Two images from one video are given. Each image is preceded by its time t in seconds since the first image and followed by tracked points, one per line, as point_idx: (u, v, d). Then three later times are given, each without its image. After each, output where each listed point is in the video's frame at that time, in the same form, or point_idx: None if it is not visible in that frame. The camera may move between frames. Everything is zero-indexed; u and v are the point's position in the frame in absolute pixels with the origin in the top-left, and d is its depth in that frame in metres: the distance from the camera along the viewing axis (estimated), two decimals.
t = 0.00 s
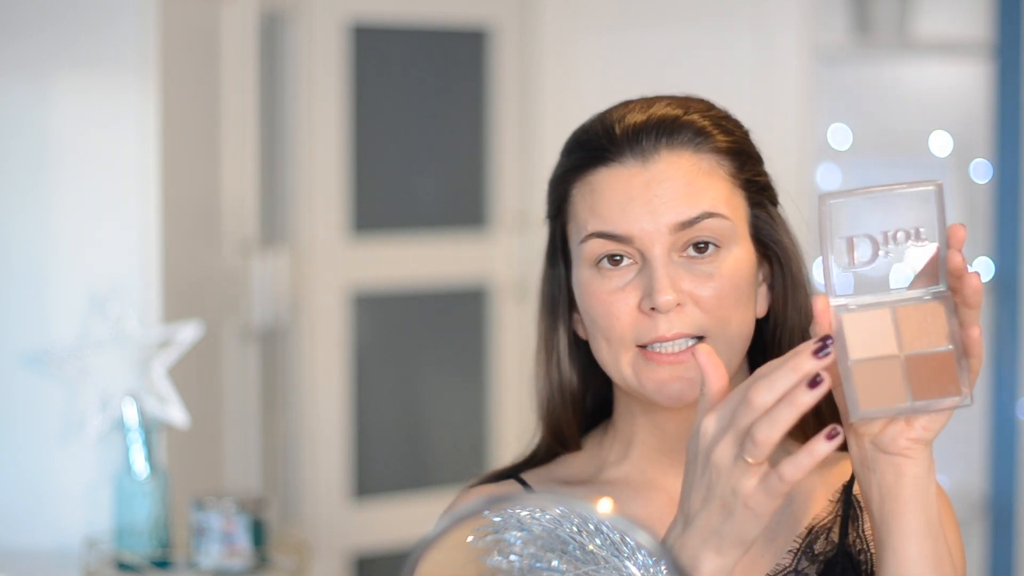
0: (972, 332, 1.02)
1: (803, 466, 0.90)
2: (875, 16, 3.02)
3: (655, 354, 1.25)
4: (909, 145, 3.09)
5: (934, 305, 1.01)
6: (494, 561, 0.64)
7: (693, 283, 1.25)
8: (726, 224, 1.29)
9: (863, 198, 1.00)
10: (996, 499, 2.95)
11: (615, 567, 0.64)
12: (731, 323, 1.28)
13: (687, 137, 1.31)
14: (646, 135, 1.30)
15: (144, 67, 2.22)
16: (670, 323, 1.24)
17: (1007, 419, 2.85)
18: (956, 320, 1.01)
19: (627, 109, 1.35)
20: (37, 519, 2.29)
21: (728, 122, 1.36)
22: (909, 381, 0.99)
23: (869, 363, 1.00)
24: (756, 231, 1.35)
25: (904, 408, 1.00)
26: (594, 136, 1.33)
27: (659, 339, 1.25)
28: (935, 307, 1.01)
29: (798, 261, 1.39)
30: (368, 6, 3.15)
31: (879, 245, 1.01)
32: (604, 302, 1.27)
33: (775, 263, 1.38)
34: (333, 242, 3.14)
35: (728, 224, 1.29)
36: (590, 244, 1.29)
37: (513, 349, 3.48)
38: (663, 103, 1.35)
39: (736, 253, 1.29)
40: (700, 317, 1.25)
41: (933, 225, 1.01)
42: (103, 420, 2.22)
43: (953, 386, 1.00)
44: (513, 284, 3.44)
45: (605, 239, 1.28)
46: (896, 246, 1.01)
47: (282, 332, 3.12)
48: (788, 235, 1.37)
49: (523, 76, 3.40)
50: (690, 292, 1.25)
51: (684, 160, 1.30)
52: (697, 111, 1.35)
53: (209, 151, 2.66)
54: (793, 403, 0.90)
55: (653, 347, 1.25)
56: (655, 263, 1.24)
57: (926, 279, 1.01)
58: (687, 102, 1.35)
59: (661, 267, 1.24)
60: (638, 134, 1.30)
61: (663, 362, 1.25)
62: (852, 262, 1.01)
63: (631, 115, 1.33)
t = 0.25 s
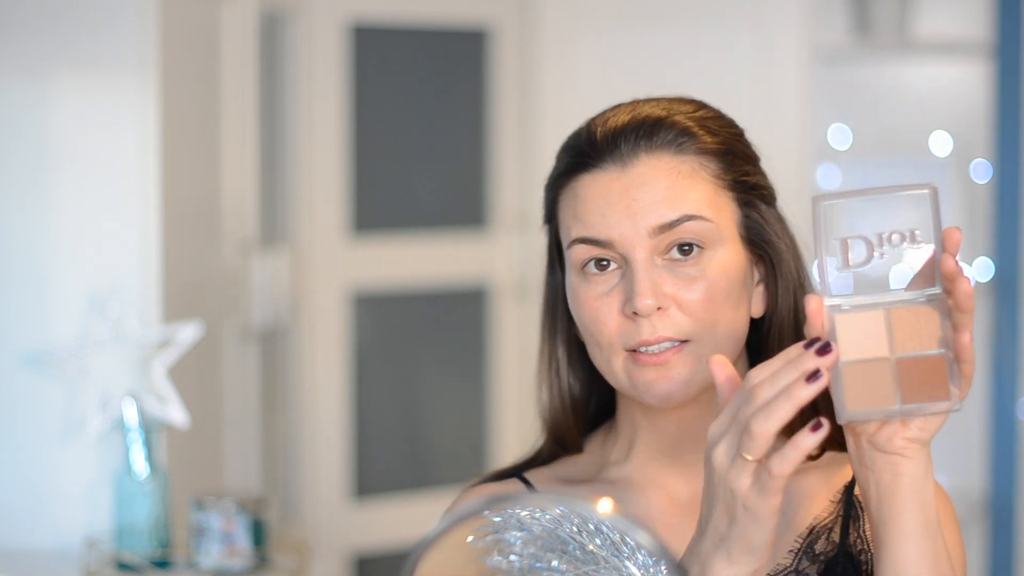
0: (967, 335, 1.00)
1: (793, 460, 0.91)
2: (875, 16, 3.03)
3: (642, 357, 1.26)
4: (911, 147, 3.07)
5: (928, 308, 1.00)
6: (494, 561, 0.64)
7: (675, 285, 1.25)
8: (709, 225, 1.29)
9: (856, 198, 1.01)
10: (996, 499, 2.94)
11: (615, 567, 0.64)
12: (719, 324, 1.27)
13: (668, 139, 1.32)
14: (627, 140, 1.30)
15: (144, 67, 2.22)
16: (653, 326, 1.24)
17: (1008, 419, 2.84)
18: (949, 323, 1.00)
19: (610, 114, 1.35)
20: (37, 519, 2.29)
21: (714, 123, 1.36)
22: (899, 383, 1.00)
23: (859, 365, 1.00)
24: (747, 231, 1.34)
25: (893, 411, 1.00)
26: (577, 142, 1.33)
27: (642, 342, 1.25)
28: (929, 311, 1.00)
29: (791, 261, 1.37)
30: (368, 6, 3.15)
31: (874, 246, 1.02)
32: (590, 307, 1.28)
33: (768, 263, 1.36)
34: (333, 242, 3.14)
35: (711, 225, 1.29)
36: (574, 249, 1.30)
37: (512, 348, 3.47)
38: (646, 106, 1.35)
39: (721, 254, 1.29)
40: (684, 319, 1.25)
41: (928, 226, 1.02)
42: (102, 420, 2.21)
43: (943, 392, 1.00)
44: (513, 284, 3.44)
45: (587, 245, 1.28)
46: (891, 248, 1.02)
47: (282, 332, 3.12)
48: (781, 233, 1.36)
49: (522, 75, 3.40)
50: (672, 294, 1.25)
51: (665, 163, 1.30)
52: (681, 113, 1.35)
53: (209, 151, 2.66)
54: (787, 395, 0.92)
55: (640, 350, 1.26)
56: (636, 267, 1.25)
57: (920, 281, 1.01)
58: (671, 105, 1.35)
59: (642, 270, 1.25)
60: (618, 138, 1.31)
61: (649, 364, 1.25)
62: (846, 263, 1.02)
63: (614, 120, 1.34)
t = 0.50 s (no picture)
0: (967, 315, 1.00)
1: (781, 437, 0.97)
2: (876, 16, 3.03)
3: (640, 359, 1.26)
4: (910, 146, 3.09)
5: (931, 288, 1.03)
6: (494, 562, 0.64)
7: (672, 286, 1.25)
8: (705, 226, 1.29)
9: (866, 175, 1.04)
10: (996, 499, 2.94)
11: (615, 567, 0.64)
12: (717, 326, 1.27)
13: (664, 140, 1.31)
14: (622, 141, 1.31)
15: (144, 67, 2.22)
16: (650, 328, 1.24)
17: (1008, 419, 2.82)
18: (952, 303, 1.02)
19: (605, 116, 1.35)
20: (37, 519, 2.29)
21: (710, 123, 1.36)
22: (895, 360, 1.03)
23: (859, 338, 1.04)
24: (744, 231, 1.34)
25: (888, 385, 1.04)
26: (572, 145, 1.34)
27: (640, 344, 1.25)
28: (931, 290, 1.03)
29: (788, 260, 1.37)
30: (368, 5, 3.15)
31: (882, 225, 1.05)
32: (588, 309, 1.28)
33: (766, 262, 1.36)
34: (333, 241, 3.14)
35: (707, 226, 1.29)
36: (570, 252, 1.30)
37: (512, 348, 3.47)
38: (641, 107, 1.35)
39: (717, 254, 1.29)
40: (682, 321, 1.25)
41: (936, 209, 1.04)
42: (102, 420, 2.20)
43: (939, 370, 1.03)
44: (513, 284, 3.44)
45: (584, 247, 1.28)
46: (899, 227, 1.04)
47: (282, 332, 3.12)
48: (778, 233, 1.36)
49: (522, 75, 3.40)
50: (669, 295, 1.25)
51: (660, 164, 1.30)
52: (676, 113, 1.35)
53: (209, 151, 2.66)
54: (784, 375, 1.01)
55: (638, 352, 1.26)
56: (632, 269, 1.25)
57: (926, 265, 1.03)
58: (666, 106, 1.35)
59: (638, 271, 1.25)
60: (613, 140, 1.31)
61: (647, 367, 1.26)
62: (853, 240, 1.05)
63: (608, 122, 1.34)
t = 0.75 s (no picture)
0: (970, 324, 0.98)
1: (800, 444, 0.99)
2: (875, 16, 3.03)
3: (637, 361, 1.26)
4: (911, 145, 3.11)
5: (935, 292, 1.01)
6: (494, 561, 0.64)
7: (669, 287, 1.25)
8: (701, 227, 1.29)
9: (871, 176, 1.05)
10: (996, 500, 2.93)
11: (615, 567, 0.64)
12: (714, 327, 1.27)
13: (660, 140, 1.32)
14: (618, 142, 1.31)
15: (144, 67, 2.22)
16: (647, 329, 1.24)
17: (1008, 420, 2.82)
18: (957, 309, 0.99)
19: (601, 117, 1.36)
20: (37, 519, 2.29)
21: (706, 123, 1.36)
22: (899, 365, 1.01)
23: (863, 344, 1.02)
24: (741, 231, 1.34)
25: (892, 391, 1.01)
26: (569, 146, 1.34)
27: (637, 346, 1.25)
28: (935, 294, 1.01)
29: (785, 260, 1.37)
30: (368, 5, 3.15)
31: (888, 227, 1.06)
32: (585, 311, 1.29)
33: (763, 262, 1.36)
34: (333, 241, 3.14)
35: (704, 227, 1.29)
36: (567, 253, 1.30)
37: (512, 347, 3.47)
38: (637, 108, 1.35)
39: (714, 255, 1.29)
40: (678, 322, 1.25)
41: (942, 212, 1.05)
42: (102, 420, 2.20)
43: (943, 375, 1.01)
44: (513, 284, 3.44)
45: (581, 248, 1.29)
46: (904, 229, 1.05)
47: (282, 332, 3.13)
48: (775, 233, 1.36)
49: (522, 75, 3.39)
50: (666, 296, 1.25)
51: (656, 165, 1.30)
52: (672, 114, 1.35)
53: (209, 151, 2.66)
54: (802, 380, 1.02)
55: (635, 354, 1.26)
56: (628, 270, 1.25)
57: (932, 267, 1.02)
58: (662, 107, 1.35)
59: (634, 273, 1.25)
60: (609, 141, 1.31)
61: (643, 369, 1.25)
62: (858, 243, 1.07)
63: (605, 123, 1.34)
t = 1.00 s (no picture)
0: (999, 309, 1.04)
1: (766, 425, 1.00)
2: (875, 16, 3.04)
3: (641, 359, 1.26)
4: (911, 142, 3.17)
5: (952, 279, 1.08)
6: (494, 561, 0.64)
7: (675, 287, 1.25)
8: (708, 227, 1.29)
9: (922, 155, 1.09)
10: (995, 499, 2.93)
11: (615, 566, 0.65)
12: (719, 327, 1.27)
13: (666, 140, 1.32)
14: (624, 141, 1.31)
15: (144, 67, 2.22)
16: (653, 329, 1.24)
17: (1007, 420, 2.82)
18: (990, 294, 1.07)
19: (606, 116, 1.36)
20: (37, 520, 2.29)
21: (711, 123, 1.36)
22: (923, 343, 1.10)
23: (895, 317, 1.10)
24: (745, 231, 1.34)
25: (913, 365, 1.11)
26: (574, 144, 1.34)
27: (643, 346, 1.25)
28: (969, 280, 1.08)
29: (789, 261, 1.37)
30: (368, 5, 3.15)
31: (938, 208, 1.09)
32: (590, 310, 1.29)
33: (767, 262, 1.36)
34: (333, 241, 3.14)
35: (710, 227, 1.29)
36: (572, 252, 1.30)
37: (512, 348, 3.47)
38: (643, 108, 1.35)
39: (720, 256, 1.29)
40: (685, 322, 1.25)
41: (992, 198, 1.08)
42: (102, 420, 2.20)
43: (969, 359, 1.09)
44: (513, 285, 3.44)
45: (586, 247, 1.29)
46: (950, 211, 1.08)
47: (282, 332, 3.13)
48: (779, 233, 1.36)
49: (523, 76, 3.38)
50: (672, 295, 1.25)
51: (663, 164, 1.30)
52: (678, 114, 1.35)
53: (209, 151, 2.66)
54: (765, 365, 1.04)
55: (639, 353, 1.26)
56: (635, 270, 1.25)
57: (971, 252, 1.08)
58: (668, 106, 1.35)
59: (641, 272, 1.25)
60: (615, 140, 1.31)
61: (651, 370, 1.26)
62: (907, 222, 1.10)
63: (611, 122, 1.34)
